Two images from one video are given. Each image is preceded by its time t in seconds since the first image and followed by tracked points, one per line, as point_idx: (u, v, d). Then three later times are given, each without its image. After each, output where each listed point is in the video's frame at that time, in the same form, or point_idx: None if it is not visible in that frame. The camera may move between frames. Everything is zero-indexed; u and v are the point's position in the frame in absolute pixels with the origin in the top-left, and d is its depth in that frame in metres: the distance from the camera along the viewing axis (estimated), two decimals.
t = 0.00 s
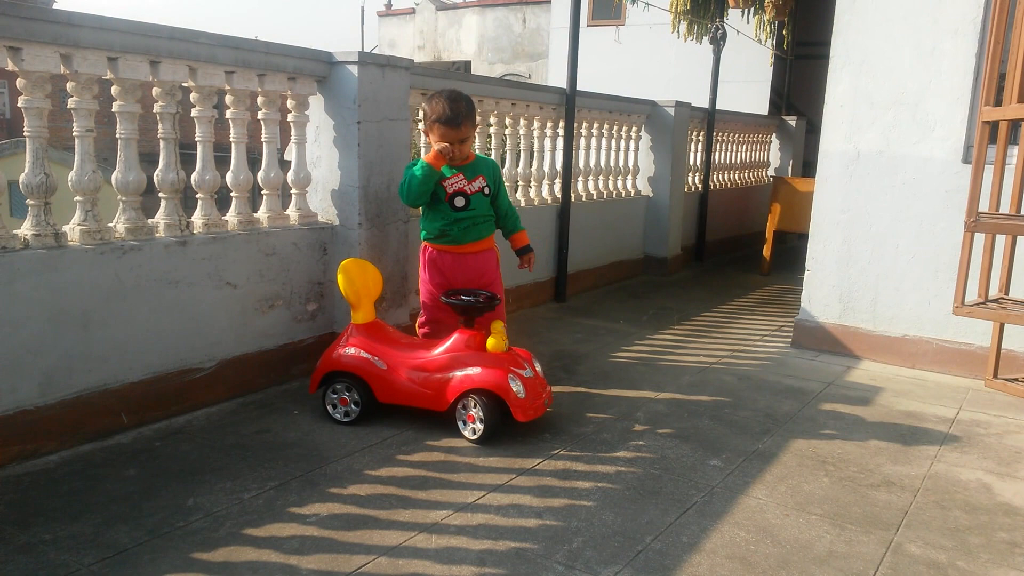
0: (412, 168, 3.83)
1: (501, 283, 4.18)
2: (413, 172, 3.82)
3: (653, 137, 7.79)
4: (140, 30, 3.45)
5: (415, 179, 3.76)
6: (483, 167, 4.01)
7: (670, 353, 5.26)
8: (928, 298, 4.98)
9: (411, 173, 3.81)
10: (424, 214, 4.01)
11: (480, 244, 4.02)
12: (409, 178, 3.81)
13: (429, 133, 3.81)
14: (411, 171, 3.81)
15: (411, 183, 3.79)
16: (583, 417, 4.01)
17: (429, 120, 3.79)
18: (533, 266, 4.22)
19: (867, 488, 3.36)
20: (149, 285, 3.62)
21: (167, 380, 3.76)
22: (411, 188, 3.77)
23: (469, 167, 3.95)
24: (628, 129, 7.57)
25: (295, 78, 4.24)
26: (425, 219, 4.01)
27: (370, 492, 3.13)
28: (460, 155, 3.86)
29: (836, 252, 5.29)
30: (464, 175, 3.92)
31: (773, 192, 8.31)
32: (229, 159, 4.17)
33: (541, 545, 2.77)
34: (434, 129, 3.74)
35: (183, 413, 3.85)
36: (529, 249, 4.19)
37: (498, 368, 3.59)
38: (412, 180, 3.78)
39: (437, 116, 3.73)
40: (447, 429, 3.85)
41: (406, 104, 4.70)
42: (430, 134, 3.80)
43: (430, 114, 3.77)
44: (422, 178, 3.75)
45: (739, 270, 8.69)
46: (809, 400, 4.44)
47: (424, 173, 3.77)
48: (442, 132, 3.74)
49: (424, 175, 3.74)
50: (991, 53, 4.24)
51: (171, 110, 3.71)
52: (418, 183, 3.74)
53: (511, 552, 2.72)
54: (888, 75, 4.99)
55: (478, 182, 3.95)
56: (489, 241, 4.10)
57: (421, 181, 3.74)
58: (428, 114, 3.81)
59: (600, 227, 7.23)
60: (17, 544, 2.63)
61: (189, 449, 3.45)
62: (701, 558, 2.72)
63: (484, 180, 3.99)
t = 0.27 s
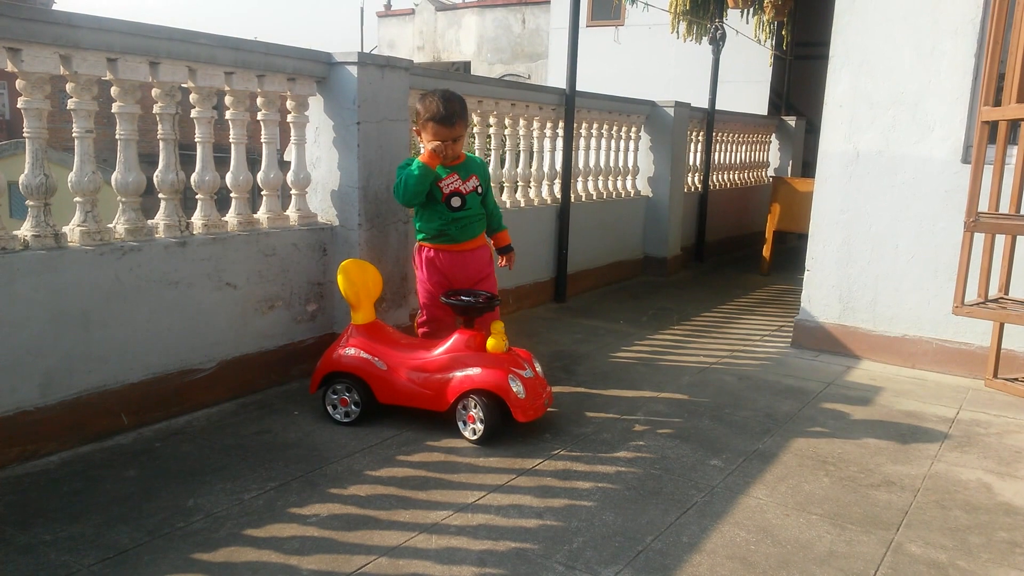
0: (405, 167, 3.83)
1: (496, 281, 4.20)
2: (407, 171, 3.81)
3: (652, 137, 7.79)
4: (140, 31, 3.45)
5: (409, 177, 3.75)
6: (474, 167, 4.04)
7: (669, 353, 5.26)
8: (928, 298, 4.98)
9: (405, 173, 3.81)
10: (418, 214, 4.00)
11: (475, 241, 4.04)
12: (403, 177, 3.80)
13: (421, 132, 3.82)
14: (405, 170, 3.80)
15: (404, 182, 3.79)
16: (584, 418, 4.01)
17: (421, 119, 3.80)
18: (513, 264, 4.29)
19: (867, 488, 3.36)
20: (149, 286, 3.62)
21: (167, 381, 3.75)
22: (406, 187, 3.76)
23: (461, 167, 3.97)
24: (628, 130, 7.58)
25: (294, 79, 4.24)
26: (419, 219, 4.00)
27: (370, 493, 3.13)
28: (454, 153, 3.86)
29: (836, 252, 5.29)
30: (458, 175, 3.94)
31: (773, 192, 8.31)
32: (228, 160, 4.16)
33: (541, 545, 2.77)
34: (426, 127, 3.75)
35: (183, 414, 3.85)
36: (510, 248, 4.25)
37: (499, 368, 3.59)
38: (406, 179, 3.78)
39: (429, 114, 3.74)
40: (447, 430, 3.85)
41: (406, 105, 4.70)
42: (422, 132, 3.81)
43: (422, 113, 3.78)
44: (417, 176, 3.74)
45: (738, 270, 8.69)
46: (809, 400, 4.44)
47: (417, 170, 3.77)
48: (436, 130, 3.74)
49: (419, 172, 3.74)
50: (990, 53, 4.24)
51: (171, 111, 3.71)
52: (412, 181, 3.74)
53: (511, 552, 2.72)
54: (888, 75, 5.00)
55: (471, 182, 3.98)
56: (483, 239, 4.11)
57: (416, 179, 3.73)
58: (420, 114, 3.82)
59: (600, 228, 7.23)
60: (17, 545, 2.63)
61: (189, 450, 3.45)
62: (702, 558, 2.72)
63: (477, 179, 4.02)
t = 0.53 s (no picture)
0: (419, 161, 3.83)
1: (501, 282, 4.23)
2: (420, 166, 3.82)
3: (653, 138, 7.79)
4: (141, 31, 3.45)
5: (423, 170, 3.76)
6: (483, 167, 4.07)
7: (671, 354, 5.26)
8: (929, 299, 4.98)
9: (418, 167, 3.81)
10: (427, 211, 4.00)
11: (484, 242, 4.07)
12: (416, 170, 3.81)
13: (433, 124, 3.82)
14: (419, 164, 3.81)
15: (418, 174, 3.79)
16: (584, 418, 4.01)
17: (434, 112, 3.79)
18: (520, 265, 4.29)
19: (868, 488, 3.36)
20: (150, 286, 3.62)
21: (169, 381, 3.76)
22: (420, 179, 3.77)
23: (472, 168, 3.99)
24: (629, 130, 7.58)
25: (296, 79, 4.24)
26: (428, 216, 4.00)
27: (371, 493, 3.13)
28: (465, 150, 3.87)
29: (837, 253, 5.29)
30: (470, 176, 3.95)
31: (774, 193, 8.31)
32: (229, 161, 4.17)
33: (542, 546, 2.77)
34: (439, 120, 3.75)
35: (185, 414, 3.86)
36: (516, 249, 4.25)
37: (500, 368, 3.60)
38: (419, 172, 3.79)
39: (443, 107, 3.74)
40: (448, 430, 3.85)
41: (407, 105, 4.70)
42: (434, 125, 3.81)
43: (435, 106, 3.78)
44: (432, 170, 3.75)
45: (740, 270, 8.69)
46: (810, 401, 4.43)
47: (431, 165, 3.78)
48: (450, 123, 3.74)
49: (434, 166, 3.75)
50: (992, 54, 4.25)
51: (173, 111, 3.71)
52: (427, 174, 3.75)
53: (512, 552, 2.72)
54: (889, 76, 5.00)
55: (482, 182, 4.00)
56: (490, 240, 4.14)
57: (429, 173, 3.75)
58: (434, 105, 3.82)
59: (601, 228, 7.23)
60: (19, 545, 2.63)
61: (190, 450, 3.45)
62: (703, 559, 2.72)
63: (487, 180, 4.04)
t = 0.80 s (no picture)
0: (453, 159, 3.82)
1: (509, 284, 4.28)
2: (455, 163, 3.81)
3: (656, 138, 7.79)
4: (144, 31, 3.46)
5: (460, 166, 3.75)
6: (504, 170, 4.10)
7: (672, 354, 5.26)
8: (932, 299, 4.97)
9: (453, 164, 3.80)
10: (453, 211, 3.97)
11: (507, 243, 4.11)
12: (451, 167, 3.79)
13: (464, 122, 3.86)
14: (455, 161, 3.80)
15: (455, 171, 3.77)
16: (586, 418, 4.01)
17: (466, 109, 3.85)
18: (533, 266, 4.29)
19: (871, 489, 3.36)
20: (153, 286, 3.63)
21: (171, 380, 3.76)
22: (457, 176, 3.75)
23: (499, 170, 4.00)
24: (631, 130, 7.58)
25: (298, 79, 4.25)
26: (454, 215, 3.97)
27: (373, 493, 3.13)
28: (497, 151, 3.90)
29: (840, 253, 5.29)
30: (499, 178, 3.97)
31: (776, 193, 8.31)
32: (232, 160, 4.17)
33: (544, 546, 2.77)
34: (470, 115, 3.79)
35: (187, 413, 3.86)
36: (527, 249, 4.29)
37: (502, 368, 3.60)
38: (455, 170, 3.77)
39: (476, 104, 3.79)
40: (450, 430, 3.85)
41: (409, 105, 4.70)
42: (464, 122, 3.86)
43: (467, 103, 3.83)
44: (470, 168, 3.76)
45: (742, 270, 8.68)
46: (813, 401, 4.43)
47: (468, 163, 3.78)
48: (494, 121, 3.75)
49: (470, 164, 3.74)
50: (995, 54, 4.24)
51: (175, 111, 3.72)
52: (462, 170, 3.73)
53: (514, 552, 2.72)
54: (892, 76, 4.99)
55: (507, 184, 4.04)
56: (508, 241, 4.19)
57: (463, 172, 3.74)
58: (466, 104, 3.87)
59: (603, 228, 7.23)
60: (21, 544, 2.63)
61: (193, 449, 3.46)
62: (705, 559, 2.72)
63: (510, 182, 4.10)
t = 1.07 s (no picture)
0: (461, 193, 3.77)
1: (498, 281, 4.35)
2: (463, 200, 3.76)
3: (658, 139, 7.79)
4: (148, 32, 3.47)
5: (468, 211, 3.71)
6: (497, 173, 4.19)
7: (674, 356, 5.25)
8: (934, 302, 4.97)
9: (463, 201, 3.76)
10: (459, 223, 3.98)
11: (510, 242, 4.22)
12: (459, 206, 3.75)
13: (493, 127, 3.87)
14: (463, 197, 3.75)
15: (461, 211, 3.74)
16: (589, 420, 4.01)
17: (498, 114, 3.86)
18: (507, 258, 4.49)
19: (873, 491, 3.35)
20: (156, 286, 3.63)
21: (173, 381, 3.77)
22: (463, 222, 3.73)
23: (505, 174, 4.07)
24: (634, 132, 7.58)
25: (301, 80, 4.25)
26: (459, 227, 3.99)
27: (375, 493, 3.13)
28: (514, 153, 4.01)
29: (842, 255, 5.28)
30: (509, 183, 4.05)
31: (779, 195, 8.30)
32: (235, 161, 4.17)
33: (546, 547, 2.77)
34: (506, 120, 3.84)
35: (189, 414, 3.86)
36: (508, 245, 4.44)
37: (504, 370, 3.60)
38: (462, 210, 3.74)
39: (508, 110, 3.87)
40: (452, 431, 3.85)
41: (412, 106, 4.70)
42: (493, 127, 3.87)
43: (499, 108, 3.87)
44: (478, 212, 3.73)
45: (744, 272, 8.68)
46: (815, 403, 4.43)
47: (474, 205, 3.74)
48: (522, 121, 3.89)
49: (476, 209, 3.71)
50: (998, 56, 4.24)
51: (178, 112, 3.73)
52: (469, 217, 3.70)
53: (516, 553, 2.72)
54: (895, 78, 4.99)
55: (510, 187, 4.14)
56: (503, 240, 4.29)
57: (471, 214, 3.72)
58: (492, 108, 3.89)
59: (605, 230, 7.23)
60: (24, 544, 2.64)
61: (195, 450, 3.46)
62: (707, 561, 2.71)
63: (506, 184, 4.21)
